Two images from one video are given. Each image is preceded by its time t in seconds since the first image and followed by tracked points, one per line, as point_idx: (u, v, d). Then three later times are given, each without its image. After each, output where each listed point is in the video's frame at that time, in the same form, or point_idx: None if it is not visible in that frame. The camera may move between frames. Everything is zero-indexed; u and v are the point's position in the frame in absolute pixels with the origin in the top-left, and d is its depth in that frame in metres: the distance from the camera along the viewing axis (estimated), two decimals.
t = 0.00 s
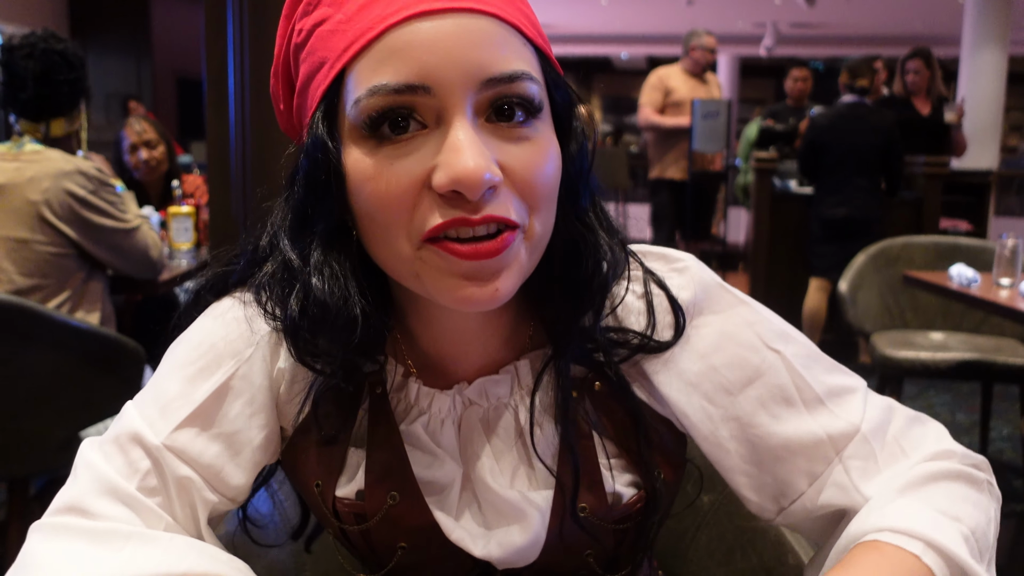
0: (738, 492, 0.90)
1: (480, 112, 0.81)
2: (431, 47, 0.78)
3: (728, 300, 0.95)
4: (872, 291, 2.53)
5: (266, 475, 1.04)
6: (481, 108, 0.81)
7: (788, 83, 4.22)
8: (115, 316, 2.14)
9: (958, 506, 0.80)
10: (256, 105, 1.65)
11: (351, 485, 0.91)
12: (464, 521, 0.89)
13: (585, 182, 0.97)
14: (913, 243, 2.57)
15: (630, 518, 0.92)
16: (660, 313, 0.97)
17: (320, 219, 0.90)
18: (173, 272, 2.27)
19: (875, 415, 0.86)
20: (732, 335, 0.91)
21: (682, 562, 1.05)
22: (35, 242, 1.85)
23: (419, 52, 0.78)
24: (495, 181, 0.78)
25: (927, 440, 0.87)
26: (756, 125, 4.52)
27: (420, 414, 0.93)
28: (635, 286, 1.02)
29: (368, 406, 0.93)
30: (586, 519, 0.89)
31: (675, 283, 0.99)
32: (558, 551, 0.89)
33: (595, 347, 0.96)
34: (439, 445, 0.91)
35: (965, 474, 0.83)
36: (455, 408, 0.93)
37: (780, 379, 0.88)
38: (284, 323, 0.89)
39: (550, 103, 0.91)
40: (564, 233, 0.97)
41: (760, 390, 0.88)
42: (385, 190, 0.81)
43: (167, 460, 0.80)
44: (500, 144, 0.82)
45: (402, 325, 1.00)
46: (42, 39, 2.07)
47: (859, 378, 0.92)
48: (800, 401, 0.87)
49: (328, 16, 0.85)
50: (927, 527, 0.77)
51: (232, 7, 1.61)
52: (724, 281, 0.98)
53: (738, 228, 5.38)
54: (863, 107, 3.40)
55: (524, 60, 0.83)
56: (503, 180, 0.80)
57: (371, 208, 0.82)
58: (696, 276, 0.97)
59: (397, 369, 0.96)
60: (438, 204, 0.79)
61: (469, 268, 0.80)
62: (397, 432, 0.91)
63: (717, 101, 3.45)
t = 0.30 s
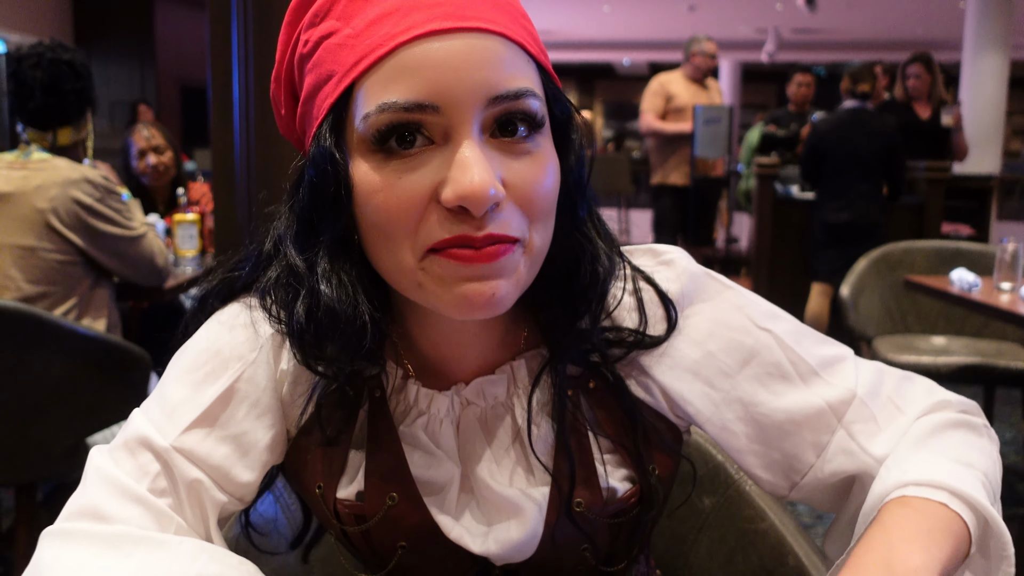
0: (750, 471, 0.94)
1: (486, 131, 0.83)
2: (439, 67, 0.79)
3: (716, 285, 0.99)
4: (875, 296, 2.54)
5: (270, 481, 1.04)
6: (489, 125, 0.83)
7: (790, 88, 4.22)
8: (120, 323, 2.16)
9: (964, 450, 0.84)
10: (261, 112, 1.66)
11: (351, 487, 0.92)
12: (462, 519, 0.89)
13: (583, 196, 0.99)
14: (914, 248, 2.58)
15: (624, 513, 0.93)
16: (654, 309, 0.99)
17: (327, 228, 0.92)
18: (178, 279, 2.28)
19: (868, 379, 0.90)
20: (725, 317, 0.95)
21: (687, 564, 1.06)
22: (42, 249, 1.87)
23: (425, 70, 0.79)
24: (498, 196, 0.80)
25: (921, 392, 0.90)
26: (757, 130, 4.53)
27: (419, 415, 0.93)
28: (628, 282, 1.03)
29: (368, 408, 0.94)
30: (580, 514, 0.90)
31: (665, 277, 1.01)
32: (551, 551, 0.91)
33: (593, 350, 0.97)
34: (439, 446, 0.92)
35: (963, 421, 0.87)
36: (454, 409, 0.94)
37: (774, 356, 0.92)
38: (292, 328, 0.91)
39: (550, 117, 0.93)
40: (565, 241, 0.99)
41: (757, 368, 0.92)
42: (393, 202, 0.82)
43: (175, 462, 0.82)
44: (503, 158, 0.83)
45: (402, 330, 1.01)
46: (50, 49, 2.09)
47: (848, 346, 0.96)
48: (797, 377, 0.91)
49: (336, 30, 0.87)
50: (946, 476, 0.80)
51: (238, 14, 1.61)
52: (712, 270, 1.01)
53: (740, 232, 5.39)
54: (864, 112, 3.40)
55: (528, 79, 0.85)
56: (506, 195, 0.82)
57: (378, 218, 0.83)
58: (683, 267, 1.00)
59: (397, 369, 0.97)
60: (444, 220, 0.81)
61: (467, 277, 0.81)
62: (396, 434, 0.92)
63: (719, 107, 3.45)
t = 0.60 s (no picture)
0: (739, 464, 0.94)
1: (480, 137, 0.84)
2: (434, 76, 0.80)
3: (703, 278, 1.00)
4: (876, 299, 2.55)
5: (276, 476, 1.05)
6: (483, 132, 0.84)
7: (791, 93, 4.23)
8: (125, 330, 2.17)
9: (949, 437, 0.85)
10: (263, 118, 1.66)
11: (354, 478, 0.93)
12: (459, 509, 0.91)
13: (574, 197, 1.00)
14: (915, 251, 2.59)
15: (617, 502, 0.93)
16: (643, 305, 1.00)
17: (327, 229, 0.92)
18: (182, 285, 2.29)
19: (852, 370, 0.91)
20: (712, 310, 0.96)
21: (687, 563, 1.07)
22: (46, 256, 1.88)
23: (422, 78, 0.80)
24: (492, 199, 0.81)
25: (905, 381, 0.92)
26: (759, 135, 4.54)
27: (419, 410, 0.95)
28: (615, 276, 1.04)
29: (369, 406, 0.96)
30: (576, 505, 0.91)
31: (653, 271, 1.03)
32: (546, 543, 0.92)
33: (582, 345, 0.97)
34: (438, 439, 0.93)
35: (950, 411, 0.88)
36: (452, 403, 0.95)
37: (761, 347, 0.93)
38: (293, 324, 0.92)
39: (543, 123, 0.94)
40: (552, 241, 1.00)
41: (745, 360, 0.93)
42: (392, 205, 0.83)
43: (186, 458, 0.83)
44: (496, 163, 0.84)
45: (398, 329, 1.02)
46: (54, 58, 2.10)
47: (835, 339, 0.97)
48: (783, 369, 0.92)
49: (336, 38, 0.88)
50: (928, 461, 0.81)
51: (239, 20, 1.61)
52: (697, 263, 1.03)
53: (742, 237, 5.40)
54: (865, 117, 3.41)
55: (520, 85, 0.85)
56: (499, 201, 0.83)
57: (376, 220, 0.85)
58: (669, 261, 1.02)
59: (396, 367, 0.98)
60: (442, 223, 0.82)
61: (460, 280, 0.83)
62: (395, 429, 0.93)
63: (720, 112, 3.45)
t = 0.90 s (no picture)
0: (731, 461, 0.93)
1: (499, 163, 0.83)
2: (462, 107, 0.79)
3: (695, 278, 1.01)
4: (883, 304, 2.56)
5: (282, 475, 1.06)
6: (507, 160, 0.83)
7: (793, 99, 4.24)
8: (130, 336, 2.17)
9: (945, 440, 0.85)
10: (267, 124, 1.66)
11: (353, 480, 0.93)
12: (458, 509, 0.91)
13: (575, 206, 1.00)
14: (920, 256, 2.58)
15: (615, 499, 0.93)
16: (636, 314, 1.02)
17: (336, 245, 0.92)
18: (187, 292, 2.30)
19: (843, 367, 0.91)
20: (705, 310, 0.96)
21: (692, 568, 1.07)
22: (53, 263, 1.89)
23: (449, 109, 0.79)
24: (510, 228, 0.82)
25: (898, 381, 0.92)
26: (761, 140, 4.55)
27: (415, 410, 0.95)
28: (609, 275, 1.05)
29: (368, 408, 0.96)
30: (572, 503, 0.91)
31: (646, 272, 1.04)
32: (539, 541, 0.92)
33: (578, 346, 0.99)
34: (435, 438, 0.93)
35: (947, 415, 0.88)
36: (449, 403, 0.95)
37: (753, 345, 0.92)
38: (302, 335, 0.92)
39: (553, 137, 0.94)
40: (558, 252, 0.99)
41: (738, 357, 0.93)
42: (408, 228, 0.82)
43: (191, 461, 0.83)
44: (513, 189, 0.84)
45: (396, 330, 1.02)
46: (60, 66, 2.12)
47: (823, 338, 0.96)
48: (776, 366, 0.91)
49: (355, 51, 0.85)
50: (938, 467, 0.81)
51: (244, 26, 1.61)
52: (689, 264, 1.04)
53: (746, 242, 5.41)
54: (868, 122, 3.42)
55: (539, 113, 0.85)
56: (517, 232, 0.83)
57: (389, 241, 0.84)
58: (662, 263, 1.03)
59: (393, 369, 0.99)
60: (457, 248, 0.82)
61: (475, 303, 0.84)
62: (392, 429, 0.94)
63: (723, 118, 3.45)
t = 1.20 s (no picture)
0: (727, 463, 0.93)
1: (519, 190, 0.86)
2: (488, 137, 0.80)
3: (696, 284, 1.01)
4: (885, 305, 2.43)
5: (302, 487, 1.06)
6: (524, 183, 0.85)
7: (797, 103, 4.24)
8: (134, 342, 2.18)
9: (927, 443, 0.86)
10: (271, 131, 1.66)
11: (354, 485, 0.93)
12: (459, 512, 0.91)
13: (583, 217, 1.01)
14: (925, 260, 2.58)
15: (615, 499, 0.93)
16: (640, 314, 1.02)
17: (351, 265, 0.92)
18: (192, 298, 2.30)
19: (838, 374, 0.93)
20: (705, 315, 0.97)
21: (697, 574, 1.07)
22: (57, 270, 1.89)
23: (474, 138, 0.80)
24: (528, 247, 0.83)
25: (890, 390, 0.93)
26: (765, 144, 4.55)
27: (418, 413, 0.95)
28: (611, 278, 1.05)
29: (369, 413, 0.96)
30: (574, 506, 0.91)
31: (649, 275, 1.05)
32: (550, 542, 0.92)
33: (582, 350, 0.99)
34: (437, 442, 0.92)
35: (930, 419, 0.89)
36: (452, 407, 0.95)
37: (753, 351, 0.93)
38: (320, 348, 0.92)
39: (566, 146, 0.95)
40: (567, 263, 1.00)
41: (737, 363, 0.93)
42: (434, 247, 0.84)
43: (195, 467, 0.83)
44: (534, 215, 0.87)
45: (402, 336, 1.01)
46: (64, 73, 2.13)
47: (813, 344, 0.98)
48: (774, 370, 0.92)
49: (375, 70, 0.84)
50: (920, 465, 0.82)
51: (247, 33, 1.61)
52: (688, 269, 1.04)
53: (750, 246, 5.41)
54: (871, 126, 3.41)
55: (556, 136, 0.87)
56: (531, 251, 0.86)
57: (410, 258, 0.86)
58: (667, 268, 1.04)
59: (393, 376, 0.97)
60: (476, 271, 0.85)
61: (493, 318, 0.87)
62: (394, 433, 0.94)
63: (726, 123, 3.45)
